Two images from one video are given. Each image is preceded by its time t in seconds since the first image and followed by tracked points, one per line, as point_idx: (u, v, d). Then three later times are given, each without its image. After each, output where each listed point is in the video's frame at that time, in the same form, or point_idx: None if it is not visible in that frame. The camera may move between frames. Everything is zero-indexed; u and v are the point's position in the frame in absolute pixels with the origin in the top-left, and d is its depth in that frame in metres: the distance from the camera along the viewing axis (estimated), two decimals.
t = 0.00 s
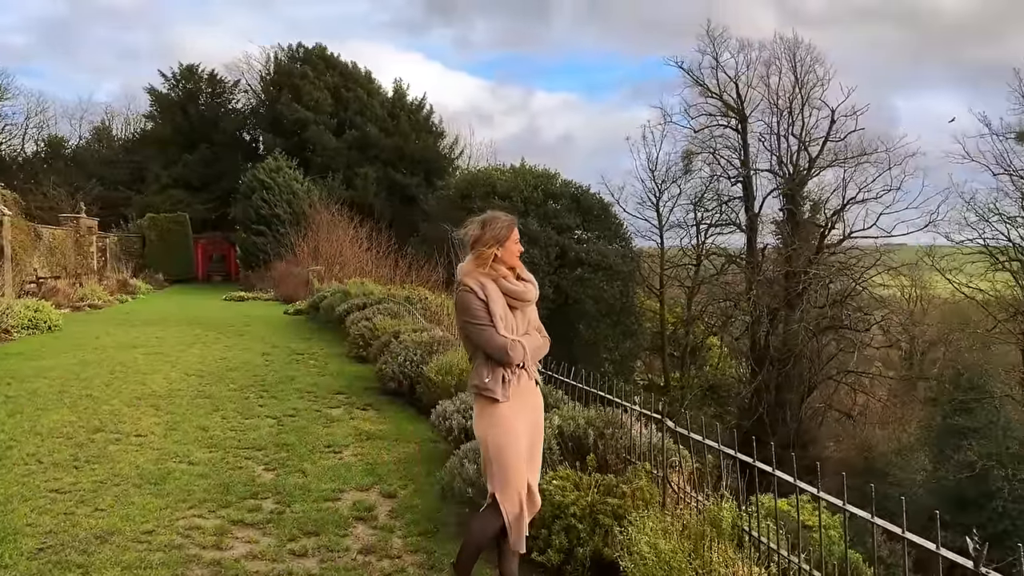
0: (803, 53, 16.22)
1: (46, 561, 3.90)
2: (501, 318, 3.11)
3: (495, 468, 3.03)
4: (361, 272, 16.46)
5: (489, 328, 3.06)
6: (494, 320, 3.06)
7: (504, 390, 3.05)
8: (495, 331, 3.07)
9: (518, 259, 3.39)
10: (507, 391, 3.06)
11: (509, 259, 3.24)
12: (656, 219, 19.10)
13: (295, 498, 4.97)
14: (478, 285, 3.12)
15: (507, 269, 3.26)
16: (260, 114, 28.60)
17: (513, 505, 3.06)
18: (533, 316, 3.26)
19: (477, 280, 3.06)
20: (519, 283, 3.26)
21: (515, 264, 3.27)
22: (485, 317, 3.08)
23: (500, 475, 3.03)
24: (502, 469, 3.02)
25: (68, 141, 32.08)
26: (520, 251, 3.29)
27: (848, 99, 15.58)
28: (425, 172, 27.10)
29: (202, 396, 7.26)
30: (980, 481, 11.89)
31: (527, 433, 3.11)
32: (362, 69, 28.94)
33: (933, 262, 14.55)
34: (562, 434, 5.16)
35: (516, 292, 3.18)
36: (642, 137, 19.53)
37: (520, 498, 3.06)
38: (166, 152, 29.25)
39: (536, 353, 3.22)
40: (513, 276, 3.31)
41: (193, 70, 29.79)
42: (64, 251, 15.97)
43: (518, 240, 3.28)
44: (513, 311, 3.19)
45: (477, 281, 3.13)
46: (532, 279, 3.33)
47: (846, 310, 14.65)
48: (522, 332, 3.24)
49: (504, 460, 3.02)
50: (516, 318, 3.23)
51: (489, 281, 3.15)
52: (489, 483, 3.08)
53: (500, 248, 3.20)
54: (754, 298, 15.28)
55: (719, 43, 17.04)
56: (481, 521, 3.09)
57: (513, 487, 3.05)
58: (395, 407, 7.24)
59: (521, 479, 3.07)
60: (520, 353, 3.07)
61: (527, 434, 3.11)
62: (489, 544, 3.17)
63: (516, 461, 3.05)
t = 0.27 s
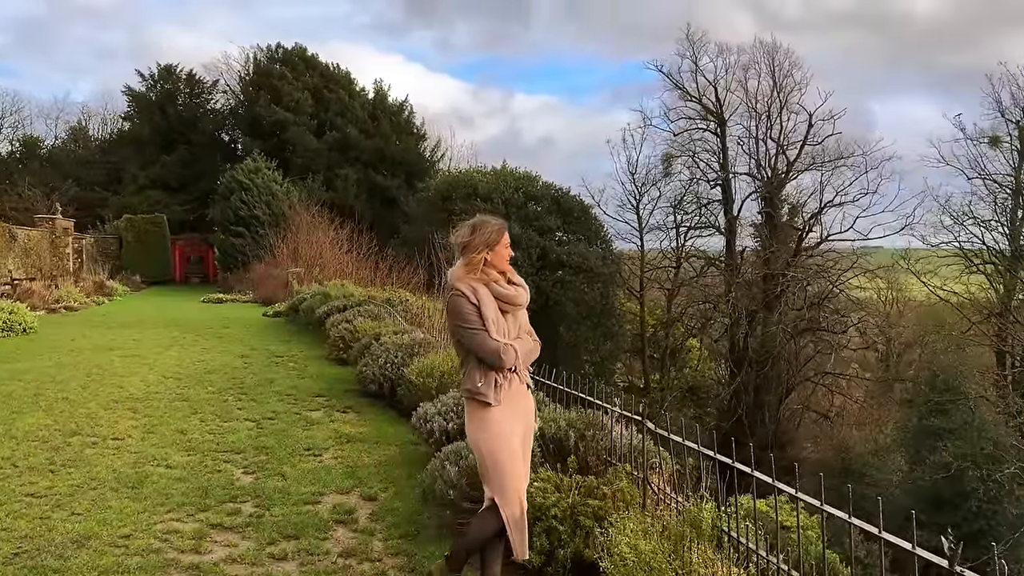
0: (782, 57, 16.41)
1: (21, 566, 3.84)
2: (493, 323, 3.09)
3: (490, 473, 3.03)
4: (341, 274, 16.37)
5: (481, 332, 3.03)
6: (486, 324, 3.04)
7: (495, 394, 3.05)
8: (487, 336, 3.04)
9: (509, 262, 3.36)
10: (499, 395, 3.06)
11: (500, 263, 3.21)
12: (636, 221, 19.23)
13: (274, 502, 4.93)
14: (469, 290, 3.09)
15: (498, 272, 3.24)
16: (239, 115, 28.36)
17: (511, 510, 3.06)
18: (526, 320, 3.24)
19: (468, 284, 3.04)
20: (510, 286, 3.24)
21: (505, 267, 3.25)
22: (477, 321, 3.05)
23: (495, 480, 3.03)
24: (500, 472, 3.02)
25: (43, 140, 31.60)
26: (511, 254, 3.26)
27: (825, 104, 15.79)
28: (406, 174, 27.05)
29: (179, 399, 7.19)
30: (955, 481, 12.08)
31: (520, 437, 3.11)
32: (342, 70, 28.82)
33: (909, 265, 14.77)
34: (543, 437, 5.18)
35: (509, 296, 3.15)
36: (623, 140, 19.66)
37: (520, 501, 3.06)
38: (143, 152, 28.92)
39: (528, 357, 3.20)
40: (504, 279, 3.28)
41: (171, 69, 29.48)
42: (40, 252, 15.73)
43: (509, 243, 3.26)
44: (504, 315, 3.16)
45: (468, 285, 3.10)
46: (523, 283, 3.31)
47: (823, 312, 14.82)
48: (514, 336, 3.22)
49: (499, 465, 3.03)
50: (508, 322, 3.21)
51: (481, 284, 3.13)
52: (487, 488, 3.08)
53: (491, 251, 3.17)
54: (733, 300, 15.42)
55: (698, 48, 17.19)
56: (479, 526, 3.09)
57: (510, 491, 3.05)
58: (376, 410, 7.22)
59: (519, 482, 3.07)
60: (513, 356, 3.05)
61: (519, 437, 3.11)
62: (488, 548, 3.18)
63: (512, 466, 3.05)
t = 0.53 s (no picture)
0: (763, 61, 16.57)
1: None
2: (479, 327, 3.09)
3: (475, 477, 3.04)
4: (324, 275, 16.33)
5: (467, 337, 3.03)
6: (472, 328, 3.03)
7: (480, 399, 3.05)
8: (473, 340, 3.04)
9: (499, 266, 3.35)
10: (484, 400, 3.07)
11: (489, 267, 3.21)
12: (620, 224, 19.34)
13: (257, 505, 4.90)
14: (457, 293, 3.09)
15: (487, 276, 3.23)
16: (221, 116, 28.16)
17: (495, 515, 3.07)
18: (512, 324, 3.24)
19: (456, 288, 3.04)
20: (499, 290, 3.24)
21: (495, 271, 3.24)
22: (463, 325, 3.05)
23: (479, 485, 3.04)
24: (484, 475, 3.03)
25: (21, 141, 31.19)
26: (500, 258, 3.26)
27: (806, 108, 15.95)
28: (390, 176, 26.99)
29: (161, 402, 7.13)
30: (935, 481, 12.12)
31: (505, 441, 3.12)
32: (325, 72, 28.72)
33: (888, 267, 15.09)
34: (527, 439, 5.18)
35: (496, 300, 3.16)
36: (607, 143, 19.75)
37: (505, 504, 3.06)
38: (124, 153, 28.65)
39: (515, 361, 3.21)
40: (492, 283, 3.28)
41: (153, 69, 29.23)
42: (18, 253, 15.53)
43: (499, 247, 3.25)
44: (492, 319, 3.16)
45: (456, 288, 3.10)
46: (512, 287, 3.31)
47: (804, 314, 14.94)
48: (500, 340, 3.22)
49: (483, 469, 3.03)
50: (495, 326, 3.21)
51: (468, 289, 3.13)
52: (472, 492, 3.09)
53: (480, 255, 3.17)
54: (715, 303, 15.53)
55: (682, 52, 17.31)
56: (465, 529, 3.11)
57: (495, 495, 3.05)
58: (359, 412, 7.20)
59: (504, 485, 3.08)
60: (498, 362, 3.05)
61: (504, 441, 3.12)
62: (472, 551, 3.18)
63: (496, 471, 3.06)
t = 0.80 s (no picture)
0: (748, 65, 16.69)
1: None
2: (468, 329, 3.10)
3: (461, 481, 3.05)
4: (310, 277, 16.26)
5: (455, 339, 3.04)
6: (460, 330, 3.04)
7: (467, 401, 3.06)
8: (460, 343, 3.05)
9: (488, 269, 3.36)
10: (471, 403, 3.08)
11: (478, 269, 3.22)
12: (606, 227, 19.37)
13: (242, 509, 4.88)
14: (445, 295, 3.10)
15: (476, 279, 3.24)
16: (206, 116, 27.99)
17: (482, 518, 3.07)
18: (501, 327, 3.25)
19: (445, 290, 3.05)
20: (488, 293, 3.25)
21: (484, 274, 3.25)
22: (451, 327, 3.06)
23: (465, 487, 3.05)
24: (469, 478, 3.04)
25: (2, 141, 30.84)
26: (490, 261, 3.27)
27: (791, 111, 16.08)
28: (376, 178, 26.93)
29: (145, 405, 7.08)
30: (917, 482, 12.40)
31: (491, 443, 3.13)
32: (312, 72, 28.62)
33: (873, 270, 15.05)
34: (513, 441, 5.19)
35: (485, 302, 3.17)
36: (593, 146, 19.81)
37: (490, 507, 3.07)
38: (107, 154, 28.40)
39: (502, 365, 3.22)
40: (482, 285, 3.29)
41: (137, 70, 29.03)
42: None
43: (490, 250, 3.26)
44: (480, 322, 3.17)
45: (445, 290, 3.11)
46: (501, 290, 3.32)
47: (789, 316, 15.05)
48: (488, 343, 3.23)
49: (469, 472, 3.04)
50: (483, 329, 3.22)
51: (457, 291, 3.13)
52: (458, 495, 3.09)
53: (470, 257, 3.18)
54: (701, 305, 15.62)
55: (668, 55, 17.40)
56: (451, 533, 3.11)
57: (480, 499, 3.06)
58: (345, 415, 7.19)
59: (491, 489, 3.08)
60: (486, 365, 3.06)
61: (491, 444, 3.13)
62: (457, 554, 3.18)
63: (482, 475, 3.06)
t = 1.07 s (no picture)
0: (736, 67, 16.79)
1: None
2: (461, 331, 3.10)
3: (454, 482, 3.05)
4: (300, 279, 16.22)
5: (448, 341, 3.04)
6: (453, 332, 3.04)
7: (460, 403, 3.06)
8: (454, 344, 3.05)
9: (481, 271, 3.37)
10: (464, 405, 3.08)
11: (471, 271, 3.23)
12: (596, 229, 19.35)
13: (231, 512, 4.86)
14: (439, 297, 3.10)
15: (468, 281, 3.25)
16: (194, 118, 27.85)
17: (474, 520, 3.07)
18: (493, 329, 3.26)
19: (438, 292, 3.05)
20: (480, 295, 3.26)
21: (477, 277, 3.26)
22: (445, 329, 3.06)
23: (458, 489, 3.05)
24: (462, 481, 3.04)
25: None
26: (483, 263, 3.28)
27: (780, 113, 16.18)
28: (366, 179, 26.87)
29: (134, 408, 7.04)
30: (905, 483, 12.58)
31: (484, 445, 3.14)
32: (301, 74, 28.55)
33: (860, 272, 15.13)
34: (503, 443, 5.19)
35: (478, 304, 3.18)
36: (583, 148, 19.85)
37: (482, 509, 3.07)
38: (95, 155, 28.22)
39: (495, 367, 3.22)
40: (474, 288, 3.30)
41: (125, 71, 28.86)
42: None
43: (482, 253, 3.27)
44: (473, 324, 3.18)
45: (438, 292, 3.11)
46: (493, 292, 3.33)
47: (777, 318, 15.14)
48: (481, 346, 3.24)
49: (462, 475, 3.04)
50: (475, 331, 3.22)
51: (451, 293, 3.14)
52: (451, 497, 3.10)
53: (463, 260, 3.18)
54: (690, 306, 15.67)
55: (657, 58, 17.46)
56: (442, 536, 3.10)
57: (473, 501, 3.06)
58: (334, 417, 7.18)
59: (483, 490, 3.09)
60: (479, 367, 3.07)
61: (484, 447, 3.13)
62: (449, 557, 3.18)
63: (475, 478, 3.06)
